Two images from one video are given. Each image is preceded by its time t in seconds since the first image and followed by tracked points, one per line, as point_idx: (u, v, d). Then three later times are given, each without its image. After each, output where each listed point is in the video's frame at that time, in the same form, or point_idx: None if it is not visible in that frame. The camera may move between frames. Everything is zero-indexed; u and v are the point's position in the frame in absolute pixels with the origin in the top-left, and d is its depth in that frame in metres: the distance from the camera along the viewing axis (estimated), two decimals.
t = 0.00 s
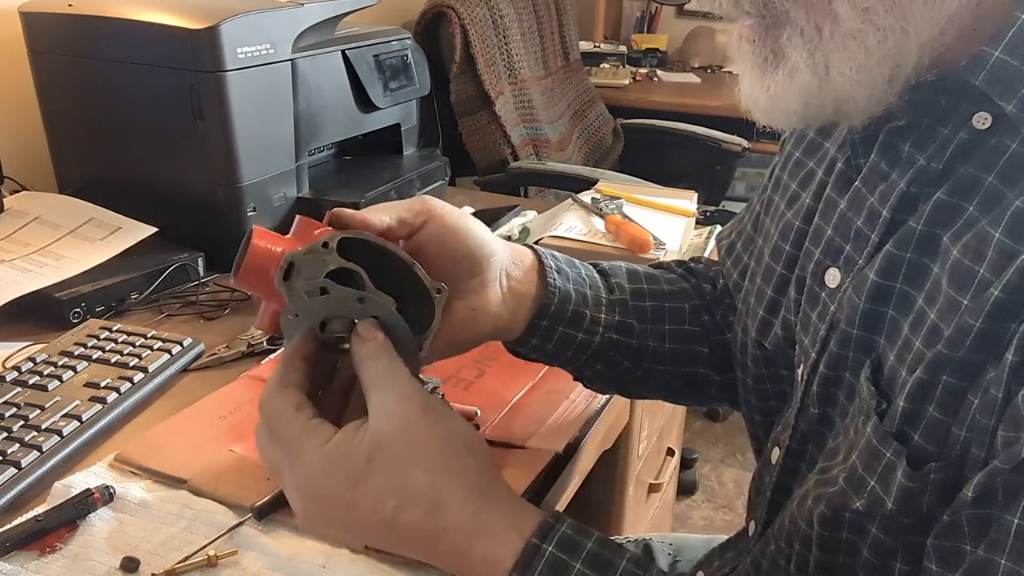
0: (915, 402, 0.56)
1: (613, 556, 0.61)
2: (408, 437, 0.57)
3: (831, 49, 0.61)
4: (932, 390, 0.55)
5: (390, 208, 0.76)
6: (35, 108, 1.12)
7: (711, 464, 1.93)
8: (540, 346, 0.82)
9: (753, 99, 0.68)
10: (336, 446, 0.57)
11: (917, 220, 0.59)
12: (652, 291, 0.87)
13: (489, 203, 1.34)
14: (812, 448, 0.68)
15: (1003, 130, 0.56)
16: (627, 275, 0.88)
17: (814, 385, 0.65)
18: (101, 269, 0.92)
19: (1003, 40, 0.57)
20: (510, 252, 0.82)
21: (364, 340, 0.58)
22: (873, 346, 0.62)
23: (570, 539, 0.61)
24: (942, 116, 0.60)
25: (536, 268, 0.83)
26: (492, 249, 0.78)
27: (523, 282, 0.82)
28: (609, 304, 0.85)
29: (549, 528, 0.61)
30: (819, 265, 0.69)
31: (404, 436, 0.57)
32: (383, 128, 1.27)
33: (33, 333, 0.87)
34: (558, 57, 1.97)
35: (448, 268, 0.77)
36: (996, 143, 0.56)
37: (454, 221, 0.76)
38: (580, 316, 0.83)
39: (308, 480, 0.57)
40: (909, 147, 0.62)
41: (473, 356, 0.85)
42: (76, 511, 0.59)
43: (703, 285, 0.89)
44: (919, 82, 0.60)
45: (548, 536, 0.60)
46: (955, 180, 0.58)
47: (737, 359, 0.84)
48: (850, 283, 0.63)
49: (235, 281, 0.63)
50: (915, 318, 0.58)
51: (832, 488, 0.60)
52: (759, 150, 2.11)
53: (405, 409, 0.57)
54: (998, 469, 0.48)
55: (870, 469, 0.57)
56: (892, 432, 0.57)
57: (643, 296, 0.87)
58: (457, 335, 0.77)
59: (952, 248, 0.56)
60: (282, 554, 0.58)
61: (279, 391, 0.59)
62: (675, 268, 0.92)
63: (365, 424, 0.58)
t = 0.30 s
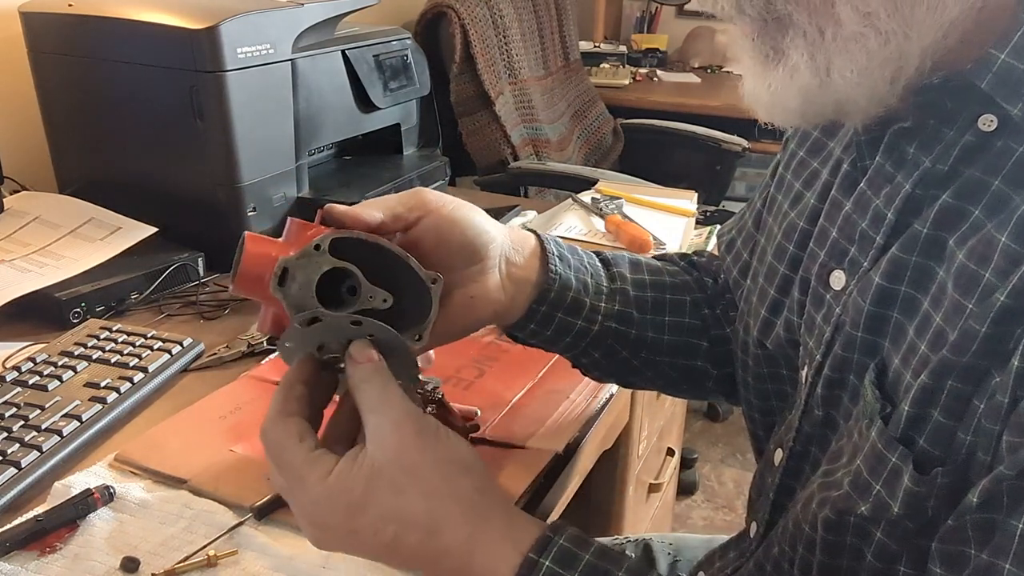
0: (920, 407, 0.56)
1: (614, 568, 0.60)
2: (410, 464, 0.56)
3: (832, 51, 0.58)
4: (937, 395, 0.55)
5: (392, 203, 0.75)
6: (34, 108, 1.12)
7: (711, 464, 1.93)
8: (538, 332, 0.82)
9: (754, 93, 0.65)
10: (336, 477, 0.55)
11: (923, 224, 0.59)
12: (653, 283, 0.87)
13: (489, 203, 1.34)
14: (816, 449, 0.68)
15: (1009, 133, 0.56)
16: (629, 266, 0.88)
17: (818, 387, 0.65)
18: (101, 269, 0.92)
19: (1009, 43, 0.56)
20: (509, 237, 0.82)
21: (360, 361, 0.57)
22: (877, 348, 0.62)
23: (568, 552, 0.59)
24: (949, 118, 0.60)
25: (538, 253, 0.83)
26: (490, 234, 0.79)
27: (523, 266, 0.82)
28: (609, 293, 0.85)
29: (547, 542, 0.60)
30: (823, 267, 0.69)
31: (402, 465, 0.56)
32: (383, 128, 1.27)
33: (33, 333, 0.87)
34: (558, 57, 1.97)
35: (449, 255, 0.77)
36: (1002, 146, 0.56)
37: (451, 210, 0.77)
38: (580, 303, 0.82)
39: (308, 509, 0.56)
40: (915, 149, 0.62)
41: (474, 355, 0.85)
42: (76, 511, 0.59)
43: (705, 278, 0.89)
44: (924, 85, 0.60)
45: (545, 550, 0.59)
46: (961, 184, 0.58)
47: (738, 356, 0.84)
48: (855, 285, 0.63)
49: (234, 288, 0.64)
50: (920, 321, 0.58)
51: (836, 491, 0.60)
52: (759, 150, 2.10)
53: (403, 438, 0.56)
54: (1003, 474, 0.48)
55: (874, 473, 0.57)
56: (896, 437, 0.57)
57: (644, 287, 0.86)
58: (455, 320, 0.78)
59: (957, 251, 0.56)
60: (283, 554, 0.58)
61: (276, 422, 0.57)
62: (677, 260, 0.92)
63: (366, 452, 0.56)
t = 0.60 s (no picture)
0: (925, 413, 0.56)
1: None
2: (412, 488, 0.56)
3: (832, 68, 0.58)
4: (941, 402, 0.55)
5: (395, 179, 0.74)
6: (34, 109, 1.12)
7: (711, 464, 1.93)
8: (535, 304, 0.82)
9: (761, 101, 0.65)
10: (340, 503, 0.56)
11: (926, 226, 0.59)
12: (657, 267, 0.87)
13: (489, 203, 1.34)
14: (818, 451, 0.68)
15: (1011, 135, 0.56)
16: (636, 249, 0.88)
17: (821, 388, 0.65)
18: (101, 269, 0.92)
19: (1011, 47, 0.56)
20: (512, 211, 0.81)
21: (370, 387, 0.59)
22: (878, 351, 0.62)
23: None
24: (953, 120, 0.59)
25: (541, 228, 0.83)
26: (492, 207, 0.79)
27: (523, 240, 0.81)
28: (611, 273, 0.85)
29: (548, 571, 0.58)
30: (827, 267, 0.69)
31: (404, 490, 0.56)
32: (383, 128, 1.27)
33: (33, 333, 0.87)
34: (558, 57, 1.97)
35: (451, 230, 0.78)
36: (1005, 149, 0.56)
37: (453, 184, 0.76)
38: (578, 281, 0.82)
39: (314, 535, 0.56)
40: (919, 150, 0.61)
41: (473, 355, 0.85)
42: (76, 511, 0.59)
43: (711, 267, 0.89)
44: (928, 87, 0.59)
45: None
46: (963, 187, 0.58)
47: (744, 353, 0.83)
48: (856, 286, 0.63)
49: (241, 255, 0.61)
50: (923, 324, 0.58)
51: (840, 495, 0.60)
52: (760, 150, 2.11)
53: (409, 467, 0.56)
54: (1011, 488, 0.48)
55: (878, 479, 0.57)
56: (901, 442, 0.57)
57: (648, 270, 0.87)
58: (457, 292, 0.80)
59: (960, 255, 0.56)
60: (282, 554, 0.58)
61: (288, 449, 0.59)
62: (688, 247, 0.91)
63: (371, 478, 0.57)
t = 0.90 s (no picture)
0: (906, 408, 0.56)
1: None
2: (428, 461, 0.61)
3: (825, 75, 0.59)
4: (923, 398, 0.55)
5: (424, 164, 0.78)
6: (34, 109, 1.12)
7: (711, 464, 1.93)
8: (551, 284, 0.85)
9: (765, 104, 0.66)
10: (363, 472, 0.61)
11: (917, 224, 0.58)
12: (677, 257, 0.88)
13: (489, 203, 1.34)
14: (812, 445, 0.68)
15: (1003, 136, 0.55)
16: (658, 240, 0.89)
17: (816, 382, 0.65)
18: (100, 269, 0.92)
19: (1001, 49, 0.55)
20: (532, 196, 0.85)
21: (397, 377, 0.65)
22: (869, 347, 0.62)
23: (558, 551, 0.60)
24: (948, 121, 0.59)
25: (560, 214, 0.86)
26: (513, 193, 0.83)
27: (543, 226, 0.85)
28: (628, 259, 0.86)
29: (522, 563, 0.60)
30: (828, 264, 0.69)
31: (420, 464, 0.61)
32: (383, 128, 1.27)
33: (33, 333, 0.87)
34: (558, 57, 1.97)
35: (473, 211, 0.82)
36: (997, 150, 0.56)
37: (476, 169, 0.80)
38: (593, 265, 0.85)
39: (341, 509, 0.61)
40: (914, 149, 0.60)
41: (473, 355, 0.84)
42: (76, 511, 0.59)
43: (735, 261, 0.88)
44: (923, 88, 0.59)
45: (537, 547, 0.60)
46: (955, 186, 0.57)
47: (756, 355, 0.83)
48: (852, 282, 0.63)
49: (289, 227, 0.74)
50: (911, 321, 0.58)
51: (827, 490, 0.60)
52: (761, 150, 2.08)
53: (422, 441, 0.61)
54: (981, 477, 0.48)
55: (862, 474, 0.57)
56: (884, 437, 0.57)
57: (666, 258, 0.88)
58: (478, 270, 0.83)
59: (948, 254, 0.56)
60: (283, 554, 0.58)
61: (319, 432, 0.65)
62: (715, 240, 0.92)
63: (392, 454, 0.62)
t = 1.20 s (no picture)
0: (905, 397, 0.56)
1: None
2: (423, 450, 0.62)
3: (823, 61, 0.59)
4: (921, 385, 0.55)
5: (440, 169, 0.77)
6: (34, 108, 1.12)
7: (711, 464, 1.93)
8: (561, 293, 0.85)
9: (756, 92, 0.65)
10: (360, 469, 0.61)
11: (915, 216, 0.58)
12: (686, 262, 0.89)
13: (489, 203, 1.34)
14: (811, 440, 0.68)
15: (1002, 131, 0.55)
16: (667, 245, 0.90)
17: (815, 376, 0.65)
18: (100, 269, 0.92)
19: (996, 45, 0.56)
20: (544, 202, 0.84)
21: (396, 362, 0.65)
22: (867, 341, 0.61)
23: (554, 544, 0.61)
24: (946, 116, 0.59)
25: (571, 220, 0.85)
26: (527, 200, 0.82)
27: (555, 232, 0.84)
28: (639, 266, 0.87)
29: (519, 559, 0.60)
30: (827, 259, 0.69)
31: (418, 461, 0.61)
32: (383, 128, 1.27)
33: (33, 333, 0.87)
34: (558, 57, 1.97)
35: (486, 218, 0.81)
36: (994, 144, 0.55)
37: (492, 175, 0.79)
38: (605, 272, 0.85)
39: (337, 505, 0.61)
40: (914, 144, 0.61)
41: (474, 356, 0.84)
42: (77, 511, 0.59)
43: (742, 264, 0.89)
44: (921, 82, 0.59)
45: (534, 543, 0.61)
46: (953, 179, 0.57)
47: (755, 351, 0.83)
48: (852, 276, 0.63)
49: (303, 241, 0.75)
50: (909, 314, 0.58)
51: (826, 482, 0.60)
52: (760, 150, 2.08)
53: (419, 439, 0.62)
54: (977, 460, 0.48)
55: (862, 464, 0.57)
56: (883, 427, 0.57)
57: (676, 264, 0.88)
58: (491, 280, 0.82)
59: (946, 246, 0.56)
60: (282, 554, 0.58)
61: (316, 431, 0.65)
62: (721, 245, 0.93)
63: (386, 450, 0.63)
